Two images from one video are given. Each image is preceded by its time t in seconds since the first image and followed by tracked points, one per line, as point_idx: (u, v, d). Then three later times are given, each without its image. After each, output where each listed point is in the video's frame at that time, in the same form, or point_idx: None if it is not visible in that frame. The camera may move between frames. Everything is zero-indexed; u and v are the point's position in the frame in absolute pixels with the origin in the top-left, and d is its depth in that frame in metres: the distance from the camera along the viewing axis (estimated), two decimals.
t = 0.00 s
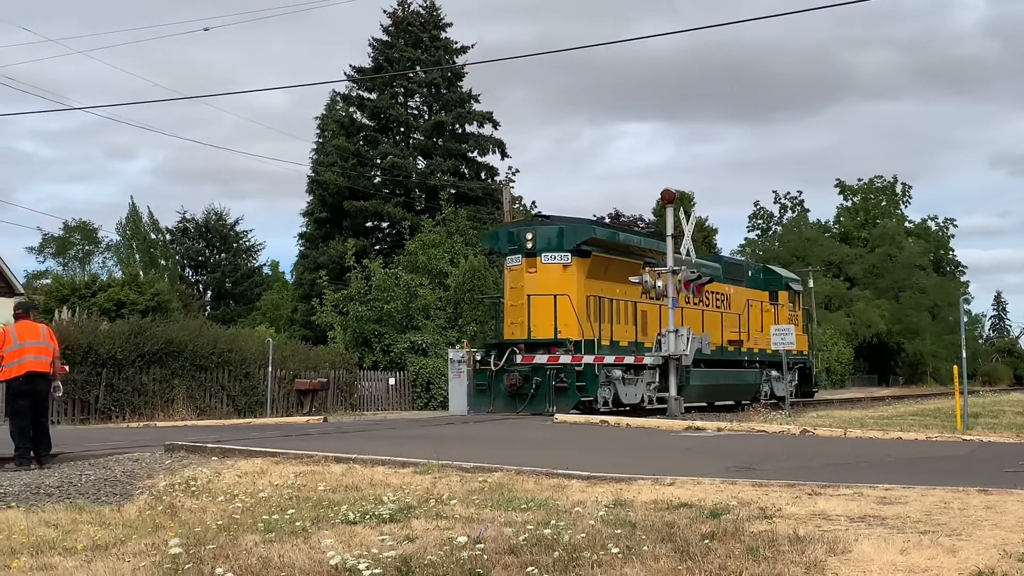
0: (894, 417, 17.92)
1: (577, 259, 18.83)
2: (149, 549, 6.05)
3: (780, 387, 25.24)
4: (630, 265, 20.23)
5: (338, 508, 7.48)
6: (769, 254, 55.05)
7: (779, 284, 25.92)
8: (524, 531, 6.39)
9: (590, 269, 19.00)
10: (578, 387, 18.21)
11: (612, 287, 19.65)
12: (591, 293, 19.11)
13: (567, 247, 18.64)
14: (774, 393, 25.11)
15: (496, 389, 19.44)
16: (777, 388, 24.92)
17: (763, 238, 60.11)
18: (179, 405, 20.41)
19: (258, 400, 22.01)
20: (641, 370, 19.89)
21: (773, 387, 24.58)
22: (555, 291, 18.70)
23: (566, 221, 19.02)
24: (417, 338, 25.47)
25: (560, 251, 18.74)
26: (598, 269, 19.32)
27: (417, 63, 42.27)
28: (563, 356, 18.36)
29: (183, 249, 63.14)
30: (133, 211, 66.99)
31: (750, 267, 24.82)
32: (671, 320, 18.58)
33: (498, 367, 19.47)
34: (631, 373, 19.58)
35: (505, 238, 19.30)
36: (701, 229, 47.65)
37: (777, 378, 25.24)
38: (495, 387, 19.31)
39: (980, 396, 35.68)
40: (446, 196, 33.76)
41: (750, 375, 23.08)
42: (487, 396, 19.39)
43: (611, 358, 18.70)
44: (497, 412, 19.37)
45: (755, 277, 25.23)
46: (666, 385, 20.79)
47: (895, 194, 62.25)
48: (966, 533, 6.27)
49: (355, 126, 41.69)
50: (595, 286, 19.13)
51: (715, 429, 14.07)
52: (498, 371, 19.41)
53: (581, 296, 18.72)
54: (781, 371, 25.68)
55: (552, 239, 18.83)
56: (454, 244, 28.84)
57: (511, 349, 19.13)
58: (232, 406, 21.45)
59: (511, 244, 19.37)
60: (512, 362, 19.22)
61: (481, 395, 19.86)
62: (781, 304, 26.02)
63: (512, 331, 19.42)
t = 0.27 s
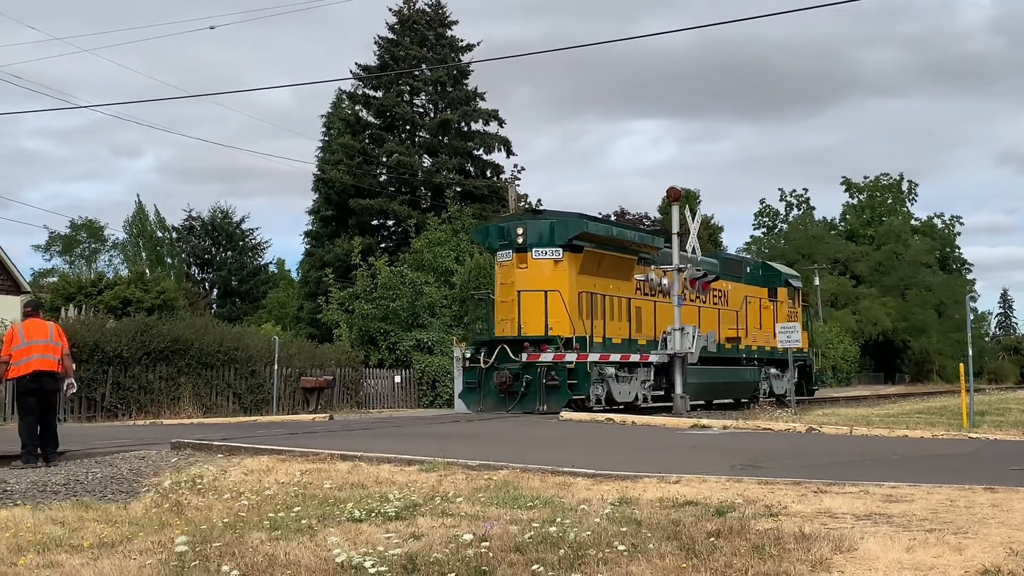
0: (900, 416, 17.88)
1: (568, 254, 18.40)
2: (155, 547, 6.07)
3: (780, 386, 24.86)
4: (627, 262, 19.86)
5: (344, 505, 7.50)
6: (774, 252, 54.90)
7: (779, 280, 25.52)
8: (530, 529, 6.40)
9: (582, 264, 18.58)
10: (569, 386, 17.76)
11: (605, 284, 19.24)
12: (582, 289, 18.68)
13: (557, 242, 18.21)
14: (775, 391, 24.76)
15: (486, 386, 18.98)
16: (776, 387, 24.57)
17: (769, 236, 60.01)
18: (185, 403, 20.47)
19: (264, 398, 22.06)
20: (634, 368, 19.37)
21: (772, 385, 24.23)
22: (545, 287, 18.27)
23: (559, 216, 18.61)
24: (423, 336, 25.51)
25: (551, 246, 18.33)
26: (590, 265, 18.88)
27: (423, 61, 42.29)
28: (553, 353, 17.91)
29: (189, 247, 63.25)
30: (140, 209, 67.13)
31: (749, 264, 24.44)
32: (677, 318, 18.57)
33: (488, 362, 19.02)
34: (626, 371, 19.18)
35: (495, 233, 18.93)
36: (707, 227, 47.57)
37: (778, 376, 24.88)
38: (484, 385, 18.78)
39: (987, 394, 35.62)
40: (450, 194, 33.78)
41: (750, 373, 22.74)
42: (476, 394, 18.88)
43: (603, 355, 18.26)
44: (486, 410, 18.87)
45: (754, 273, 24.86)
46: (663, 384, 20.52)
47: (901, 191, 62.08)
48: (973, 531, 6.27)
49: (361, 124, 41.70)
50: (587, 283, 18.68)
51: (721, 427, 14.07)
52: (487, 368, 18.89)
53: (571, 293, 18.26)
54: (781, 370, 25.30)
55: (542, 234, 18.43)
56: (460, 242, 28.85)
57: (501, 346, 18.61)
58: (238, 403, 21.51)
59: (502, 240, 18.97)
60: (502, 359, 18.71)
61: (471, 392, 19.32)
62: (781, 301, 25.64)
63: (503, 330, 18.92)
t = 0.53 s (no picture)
0: (905, 415, 17.83)
1: (558, 250, 17.86)
2: (159, 546, 6.09)
3: (777, 384, 24.63)
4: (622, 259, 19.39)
5: (348, 504, 7.51)
6: (778, 250, 54.79)
7: (774, 277, 25.26)
8: (533, 528, 6.40)
9: (572, 260, 18.02)
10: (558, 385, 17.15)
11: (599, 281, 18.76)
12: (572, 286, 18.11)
13: (546, 237, 17.69)
14: (771, 390, 24.54)
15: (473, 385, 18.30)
16: (773, 385, 24.34)
17: (773, 235, 59.94)
18: (189, 402, 20.52)
19: (268, 396, 22.09)
20: (626, 367, 18.81)
21: (769, 385, 24.12)
22: (533, 283, 17.75)
23: (548, 211, 18.06)
24: (427, 334, 25.53)
25: (539, 241, 17.78)
26: (581, 262, 18.31)
27: (427, 60, 42.28)
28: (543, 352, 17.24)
29: (193, 246, 63.30)
30: (144, 208, 67.22)
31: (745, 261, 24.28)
32: (681, 317, 18.58)
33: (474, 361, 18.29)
34: (618, 369, 18.61)
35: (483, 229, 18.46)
36: (711, 226, 47.52)
37: (774, 374, 24.65)
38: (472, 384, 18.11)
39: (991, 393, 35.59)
40: (454, 193, 33.79)
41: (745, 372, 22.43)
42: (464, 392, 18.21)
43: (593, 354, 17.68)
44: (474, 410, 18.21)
45: (750, 270, 24.58)
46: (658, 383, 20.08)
47: (906, 190, 61.97)
48: (977, 530, 6.26)
49: (365, 123, 41.68)
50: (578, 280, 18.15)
51: (725, 426, 14.05)
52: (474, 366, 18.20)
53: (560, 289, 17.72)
54: (777, 368, 25.06)
55: (530, 230, 17.91)
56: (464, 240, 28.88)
57: (488, 344, 17.94)
58: (242, 402, 21.54)
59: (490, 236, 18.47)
60: (489, 357, 18.04)
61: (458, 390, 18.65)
62: (777, 298, 25.39)
63: (491, 327, 18.49)
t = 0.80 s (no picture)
0: (908, 415, 17.82)
1: (547, 248, 17.53)
2: (163, 547, 6.11)
3: (772, 385, 24.55)
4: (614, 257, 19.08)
5: (351, 506, 7.52)
6: (781, 252, 54.69)
7: (770, 277, 25.11)
8: (537, 529, 6.41)
9: (561, 259, 17.67)
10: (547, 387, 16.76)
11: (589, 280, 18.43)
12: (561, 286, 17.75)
13: (534, 235, 17.36)
14: (767, 391, 24.46)
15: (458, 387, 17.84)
16: (769, 387, 24.27)
17: (776, 236, 59.93)
18: (193, 403, 20.53)
19: (272, 398, 22.10)
20: (618, 368, 18.59)
21: (765, 385, 24.04)
22: (522, 282, 17.40)
23: (537, 208, 17.72)
24: (430, 336, 25.53)
25: (527, 240, 17.45)
26: (571, 260, 17.95)
27: (430, 61, 42.32)
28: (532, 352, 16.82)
29: (197, 247, 63.38)
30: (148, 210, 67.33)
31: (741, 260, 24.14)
32: (684, 318, 18.55)
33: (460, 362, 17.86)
34: (609, 370, 18.35)
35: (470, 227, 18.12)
36: (714, 227, 47.52)
37: (770, 376, 24.57)
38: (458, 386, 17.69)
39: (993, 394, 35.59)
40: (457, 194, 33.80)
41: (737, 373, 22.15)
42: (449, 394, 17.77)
43: (582, 355, 17.32)
44: (460, 412, 17.76)
45: (746, 270, 24.45)
46: (650, 385, 19.79)
47: (909, 191, 61.95)
48: (981, 531, 6.25)
49: (368, 124, 41.74)
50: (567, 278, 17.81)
51: (728, 427, 14.05)
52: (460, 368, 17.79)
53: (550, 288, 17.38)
54: (773, 369, 24.97)
55: (518, 227, 17.58)
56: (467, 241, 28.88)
57: (475, 344, 17.55)
58: (246, 404, 21.55)
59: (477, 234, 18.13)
60: (476, 358, 17.63)
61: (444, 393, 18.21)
62: (773, 298, 25.24)
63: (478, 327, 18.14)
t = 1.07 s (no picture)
0: (913, 417, 17.79)
1: (535, 246, 17.45)
2: (166, 549, 6.11)
3: (770, 387, 24.39)
4: (605, 256, 18.99)
5: (355, 507, 7.54)
6: (785, 253, 54.43)
7: (768, 277, 24.99)
8: (541, 531, 6.41)
9: (549, 257, 17.57)
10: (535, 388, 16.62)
11: (578, 280, 18.34)
12: (549, 285, 17.65)
13: (522, 234, 17.27)
14: (765, 393, 24.31)
15: (445, 389, 17.71)
16: (766, 389, 24.10)
17: (780, 237, 59.89)
18: (197, 405, 20.57)
19: (276, 400, 22.14)
20: (611, 368, 18.40)
21: (762, 387, 23.84)
22: (509, 282, 17.30)
23: (525, 206, 17.61)
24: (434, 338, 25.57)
25: (516, 238, 17.37)
26: (559, 259, 17.85)
27: (434, 63, 42.38)
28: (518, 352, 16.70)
29: (201, 249, 63.46)
30: (153, 212, 67.49)
31: (738, 260, 24.02)
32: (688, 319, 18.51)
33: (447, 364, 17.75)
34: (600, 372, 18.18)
35: (457, 225, 17.99)
36: (718, 228, 47.50)
37: (767, 377, 24.41)
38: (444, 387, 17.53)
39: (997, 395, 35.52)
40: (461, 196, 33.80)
41: (732, 373, 21.83)
42: (436, 396, 17.61)
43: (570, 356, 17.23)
44: (446, 414, 17.60)
45: (744, 270, 24.32)
46: (643, 386, 19.61)
47: (913, 192, 61.89)
48: (986, 533, 6.24)
49: (372, 126, 41.79)
50: (555, 278, 17.72)
51: (733, 428, 14.04)
52: (447, 369, 17.65)
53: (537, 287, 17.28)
54: (770, 371, 24.82)
55: (506, 225, 17.48)
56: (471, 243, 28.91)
57: (461, 345, 17.42)
58: (250, 405, 21.61)
59: (465, 232, 18.01)
60: (462, 359, 17.50)
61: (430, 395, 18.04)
62: (770, 298, 25.12)
63: (465, 328, 18.03)
